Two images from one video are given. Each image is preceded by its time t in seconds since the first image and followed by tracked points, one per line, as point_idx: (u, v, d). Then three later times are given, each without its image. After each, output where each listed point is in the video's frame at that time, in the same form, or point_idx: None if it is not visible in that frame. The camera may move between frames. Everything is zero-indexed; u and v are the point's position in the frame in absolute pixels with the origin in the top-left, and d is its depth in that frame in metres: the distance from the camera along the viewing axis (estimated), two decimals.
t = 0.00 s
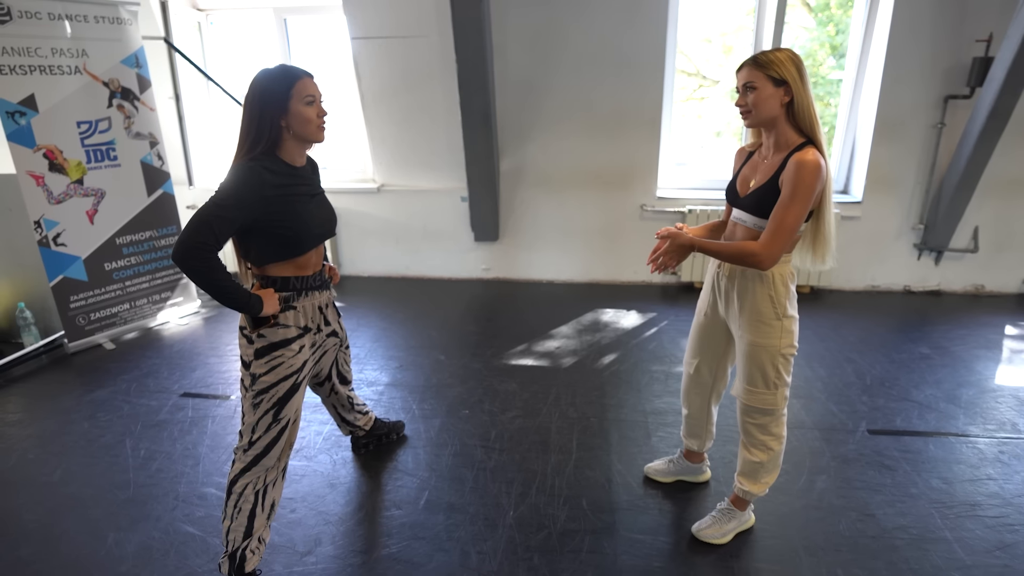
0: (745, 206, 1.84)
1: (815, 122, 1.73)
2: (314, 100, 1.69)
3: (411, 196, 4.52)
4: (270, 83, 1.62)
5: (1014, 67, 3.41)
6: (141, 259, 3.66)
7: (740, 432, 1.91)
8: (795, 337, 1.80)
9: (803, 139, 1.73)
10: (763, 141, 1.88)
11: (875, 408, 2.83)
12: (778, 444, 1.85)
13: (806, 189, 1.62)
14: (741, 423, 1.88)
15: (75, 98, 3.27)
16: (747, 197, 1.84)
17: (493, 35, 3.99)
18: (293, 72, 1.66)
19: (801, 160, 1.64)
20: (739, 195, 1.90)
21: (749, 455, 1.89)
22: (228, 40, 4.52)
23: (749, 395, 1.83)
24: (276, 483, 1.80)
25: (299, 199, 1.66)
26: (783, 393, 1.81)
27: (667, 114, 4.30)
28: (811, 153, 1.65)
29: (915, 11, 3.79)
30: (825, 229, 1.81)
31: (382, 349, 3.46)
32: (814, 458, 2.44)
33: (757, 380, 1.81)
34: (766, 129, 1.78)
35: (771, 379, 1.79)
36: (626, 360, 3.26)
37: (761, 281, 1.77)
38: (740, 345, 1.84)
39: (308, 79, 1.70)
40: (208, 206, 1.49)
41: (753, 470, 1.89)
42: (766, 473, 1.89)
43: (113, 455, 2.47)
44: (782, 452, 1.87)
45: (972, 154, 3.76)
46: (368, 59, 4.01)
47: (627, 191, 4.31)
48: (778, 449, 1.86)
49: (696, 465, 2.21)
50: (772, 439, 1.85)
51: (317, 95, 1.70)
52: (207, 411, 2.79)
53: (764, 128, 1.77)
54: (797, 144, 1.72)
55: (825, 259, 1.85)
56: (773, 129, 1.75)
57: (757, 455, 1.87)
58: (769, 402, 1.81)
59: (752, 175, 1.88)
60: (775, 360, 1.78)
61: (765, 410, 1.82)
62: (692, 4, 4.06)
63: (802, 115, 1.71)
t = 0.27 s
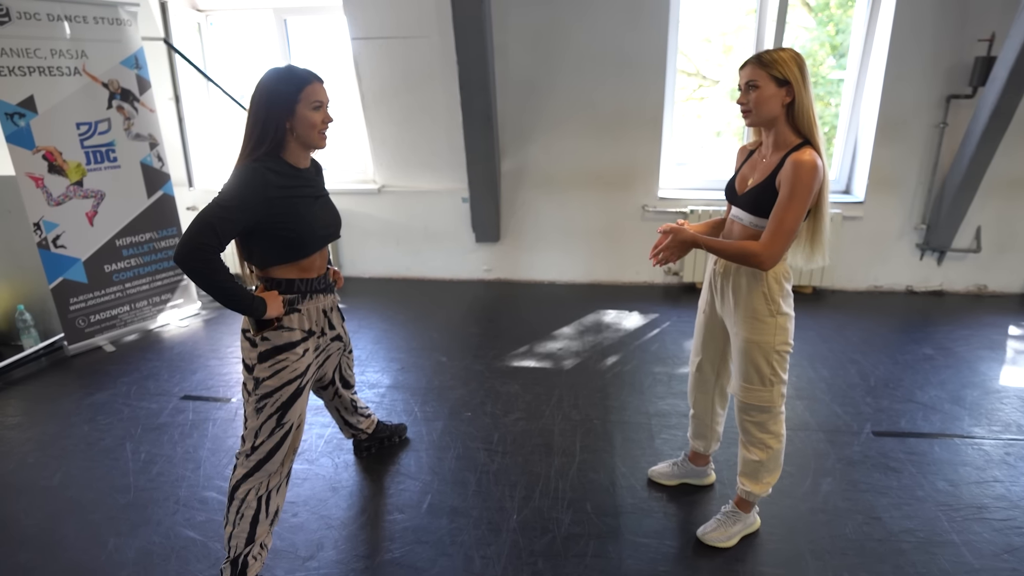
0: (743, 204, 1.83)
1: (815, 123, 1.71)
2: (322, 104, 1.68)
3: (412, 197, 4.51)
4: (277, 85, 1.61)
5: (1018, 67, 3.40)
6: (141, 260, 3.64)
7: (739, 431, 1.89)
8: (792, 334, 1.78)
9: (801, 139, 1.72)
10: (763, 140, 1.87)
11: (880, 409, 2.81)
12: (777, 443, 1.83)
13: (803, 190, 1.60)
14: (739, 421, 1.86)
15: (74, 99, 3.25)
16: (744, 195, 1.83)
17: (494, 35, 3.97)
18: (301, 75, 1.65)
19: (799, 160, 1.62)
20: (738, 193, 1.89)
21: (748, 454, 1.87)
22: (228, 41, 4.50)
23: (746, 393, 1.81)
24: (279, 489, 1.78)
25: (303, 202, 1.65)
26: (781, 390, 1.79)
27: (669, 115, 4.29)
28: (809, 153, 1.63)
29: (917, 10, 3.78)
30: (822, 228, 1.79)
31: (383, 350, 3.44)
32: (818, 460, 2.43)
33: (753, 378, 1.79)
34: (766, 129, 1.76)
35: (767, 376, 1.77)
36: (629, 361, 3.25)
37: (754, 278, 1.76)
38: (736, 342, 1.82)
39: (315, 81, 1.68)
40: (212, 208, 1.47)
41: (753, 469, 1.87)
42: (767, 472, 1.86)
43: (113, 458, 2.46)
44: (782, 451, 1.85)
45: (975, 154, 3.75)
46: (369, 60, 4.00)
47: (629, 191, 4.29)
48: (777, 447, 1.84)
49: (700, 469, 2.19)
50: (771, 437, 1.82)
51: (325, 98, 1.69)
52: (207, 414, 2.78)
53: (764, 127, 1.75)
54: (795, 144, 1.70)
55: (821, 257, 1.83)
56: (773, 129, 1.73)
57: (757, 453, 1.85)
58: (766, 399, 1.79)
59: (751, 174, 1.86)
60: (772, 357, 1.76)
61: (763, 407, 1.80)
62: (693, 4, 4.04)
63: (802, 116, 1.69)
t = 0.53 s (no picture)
0: (743, 205, 1.80)
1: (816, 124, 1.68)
2: (331, 106, 1.66)
3: (416, 199, 4.50)
4: (286, 87, 1.59)
5: None
6: (145, 263, 3.64)
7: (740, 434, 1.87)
8: (796, 336, 1.75)
9: (801, 140, 1.69)
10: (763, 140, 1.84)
11: (889, 414, 2.78)
12: (778, 446, 1.81)
13: (802, 189, 1.58)
14: (741, 423, 1.84)
15: (79, 102, 3.25)
16: (745, 195, 1.80)
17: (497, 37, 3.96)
18: (310, 77, 1.63)
19: (796, 159, 1.59)
20: (738, 193, 1.86)
21: (750, 457, 1.85)
22: (232, 43, 4.50)
23: (748, 395, 1.79)
24: (285, 495, 1.76)
25: (311, 205, 1.63)
26: (784, 393, 1.77)
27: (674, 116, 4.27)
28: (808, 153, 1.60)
29: (925, 11, 3.75)
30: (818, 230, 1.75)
31: (387, 353, 3.43)
32: (828, 465, 2.40)
33: (755, 380, 1.76)
34: (767, 128, 1.74)
35: (770, 378, 1.75)
36: (634, 364, 3.23)
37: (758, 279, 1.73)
38: (740, 343, 1.80)
39: (324, 83, 1.67)
40: (222, 210, 1.46)
41: (756, 474, 1.84)
42: (772, 477, 1.83)
43: (116, 462, 2.45)
44: (784, 455, 1.82)
45: (984, 156, 3.72)
46: (372, 62, 3.99)
47: (633, 194, 4.27)
48: (779, 451, 1.81)
49: (708, 474, 2.17)
50: (772, 441, 1.80)
51: (334, 100, 1.67)
52: (211, 417, 2.76)
53: (765, 126, 1.73)
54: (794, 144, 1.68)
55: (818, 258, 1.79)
56: (772, 128, 1.71)
57: (758, 457, 1.83)
58: (769, 402, 1.76)
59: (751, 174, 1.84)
60: (775, 359, 1.74)
61: (765, 410, 1.78)
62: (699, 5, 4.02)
63: (802, 116, 1.66)
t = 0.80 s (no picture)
0: (750, 207, 1.78)
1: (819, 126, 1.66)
2: (338, 108, 1.65)
3: (421, 203, 4.49)
4: (292, 90, 1.58)
5: None
6: (150, 266, 3.63)
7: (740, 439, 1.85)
8: (803, 342, 1.73)
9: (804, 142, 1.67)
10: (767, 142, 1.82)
11: (898, 420, 2.75)
12: (779, 453, 1.79)
13: (815, 190, 1.56)
14: (742, 429, 1.82)
15: (85, 105, 3.25)
16: (751, 197, 1.78)
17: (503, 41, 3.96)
18: (317, 79, 1.62)
19: (804, 160, 1.57)
20: (744, 195, 1.84)
21: (750, 463, 1.83)
22: (238, 47, 4.51)
23: (751, 400, 1.76)
24: (289, 501, 1.75)
25: (318, 210, 1.62)
26: (788, 400, 1.75)
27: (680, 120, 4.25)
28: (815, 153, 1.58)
29: (933, 14, 3.73)
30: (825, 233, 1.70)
31: (392, 357, 3.42)
32: (837, 472, 2.38)
33: (760, 385, 1.74)
34: (770, 130, 1.72)
35: (775, 384, 1.72)
36: (640, 369, 3.21)
37: (768, 282, 1.70)
38: (745, 347, 1.77)
39: (331, 86, 1.66)
40: (229, 216, 1.45)
41: (760, 480, 1.83)
42: (776, 484, 1.82)
43: (121, 467, 2.44)
44: (786, 463, 1.81)
45: (993, 159, 3.69)
46: (378, 65, 3.98)
47: (639, 197, 4.25)
48: (780, 458, 1.80)
49: (716, 481, 2.14)
50: (773, 448, 1.79)
51: (341, 103, 1.66)
52: (215, 421, 2.75)
53: (768, 127, 1.71)
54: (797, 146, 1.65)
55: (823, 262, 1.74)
56: (775, 130, 1.69)
57: (759, 463, 1.81)
58: (772, 408, 1.74)
59: (755, 176, 1.82)
60: (781, 365, 1.72)
61: (768, 416, 1.76)
62: (706, 8, 4.00)
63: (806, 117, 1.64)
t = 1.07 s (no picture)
0: (756, 211, 1.77)
1: (826, 130, 1.65)
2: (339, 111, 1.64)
3: (423, 205, 4.48)
4: (293, 92, 1.57)
5: None
6: (150, 267, 3.62)
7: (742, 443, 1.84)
8: (806, 346, 1.72)
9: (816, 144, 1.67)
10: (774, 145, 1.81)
11: (900, 424, 2.74)
12: (782, 458, 1.78)
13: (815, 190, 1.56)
14: (744, 434, 1.80)
15: (85, 106, 3.24)
16: (757, 201, 1.77)
17: (506, 42, 3.95)
18: (318, 81, 1.61)
19: (813, 164, 1.58)
20: (750, 199, 1.83)
21: (752, 468, 1.82)
22: (240, 48, 4.50)
23: (754, 404, 1.75)
24: (288, 505, 1.74)
25: (317, 212, 1.61)
26: (791, 404, 1.74)
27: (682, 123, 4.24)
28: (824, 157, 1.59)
29: (935, 18, 3.72)
30: (834, 235, 1.72)
31: (393, 360, 3.40)
32: (839, 477, 2.36)
33: (763, 390, 1.73)
34: (778, 133, 1.71)
35: (778, 388, 1.71)
36: (642, 372, 3.19)
37: (771, 286, 1.69)
38: (748, 351, 1.76)
39: (332, 88, 1.65)
40: (226, 218, 1.43)
41: (762, 485, 1.82)
42: (778, 489, 1.81)
43: (119, 469, 2.42)
44: (789, 468, 1.80)
45: (995, 163, 3.68)
46: (381, 66, 3.98)
47: (641, 200, 4.25)
48: (783, 463, 1.79)
49: (718, 485, 2.13)
50: (776, 453, 1.77)
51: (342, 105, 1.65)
52: (215, 424, 2.74)
53: (777, 131, 1.70)
54: (809, 149, 1.65)
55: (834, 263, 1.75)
56: (784, 134, 1.68)
57: (761, 468, 1.80)
58: (775, 413, 1.73)
59: (762, 179, 1.80)
60: (784, 369, 1.71)
61: (771, 421, 1.75)
62: (708, 11, 3.99)
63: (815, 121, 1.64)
